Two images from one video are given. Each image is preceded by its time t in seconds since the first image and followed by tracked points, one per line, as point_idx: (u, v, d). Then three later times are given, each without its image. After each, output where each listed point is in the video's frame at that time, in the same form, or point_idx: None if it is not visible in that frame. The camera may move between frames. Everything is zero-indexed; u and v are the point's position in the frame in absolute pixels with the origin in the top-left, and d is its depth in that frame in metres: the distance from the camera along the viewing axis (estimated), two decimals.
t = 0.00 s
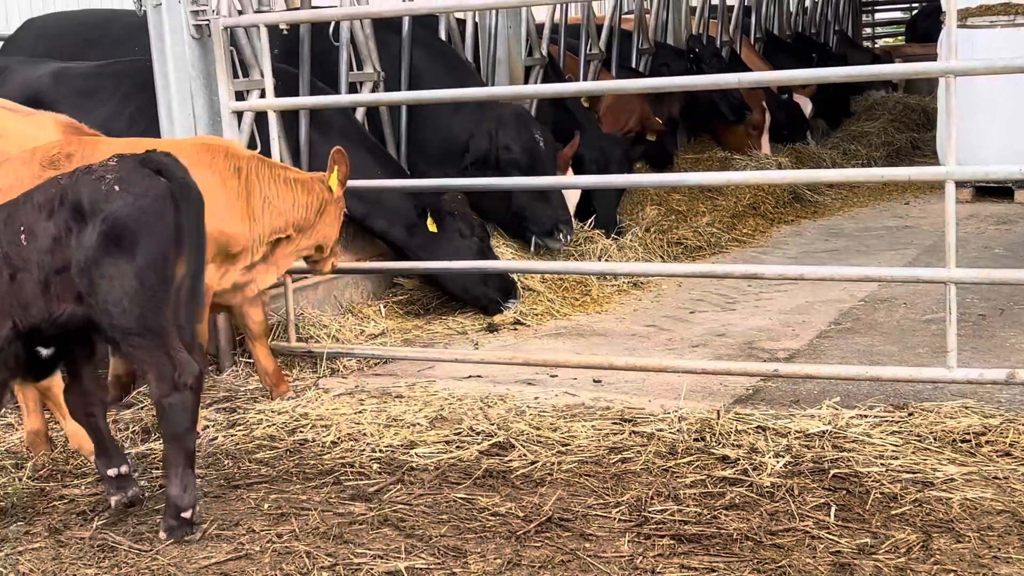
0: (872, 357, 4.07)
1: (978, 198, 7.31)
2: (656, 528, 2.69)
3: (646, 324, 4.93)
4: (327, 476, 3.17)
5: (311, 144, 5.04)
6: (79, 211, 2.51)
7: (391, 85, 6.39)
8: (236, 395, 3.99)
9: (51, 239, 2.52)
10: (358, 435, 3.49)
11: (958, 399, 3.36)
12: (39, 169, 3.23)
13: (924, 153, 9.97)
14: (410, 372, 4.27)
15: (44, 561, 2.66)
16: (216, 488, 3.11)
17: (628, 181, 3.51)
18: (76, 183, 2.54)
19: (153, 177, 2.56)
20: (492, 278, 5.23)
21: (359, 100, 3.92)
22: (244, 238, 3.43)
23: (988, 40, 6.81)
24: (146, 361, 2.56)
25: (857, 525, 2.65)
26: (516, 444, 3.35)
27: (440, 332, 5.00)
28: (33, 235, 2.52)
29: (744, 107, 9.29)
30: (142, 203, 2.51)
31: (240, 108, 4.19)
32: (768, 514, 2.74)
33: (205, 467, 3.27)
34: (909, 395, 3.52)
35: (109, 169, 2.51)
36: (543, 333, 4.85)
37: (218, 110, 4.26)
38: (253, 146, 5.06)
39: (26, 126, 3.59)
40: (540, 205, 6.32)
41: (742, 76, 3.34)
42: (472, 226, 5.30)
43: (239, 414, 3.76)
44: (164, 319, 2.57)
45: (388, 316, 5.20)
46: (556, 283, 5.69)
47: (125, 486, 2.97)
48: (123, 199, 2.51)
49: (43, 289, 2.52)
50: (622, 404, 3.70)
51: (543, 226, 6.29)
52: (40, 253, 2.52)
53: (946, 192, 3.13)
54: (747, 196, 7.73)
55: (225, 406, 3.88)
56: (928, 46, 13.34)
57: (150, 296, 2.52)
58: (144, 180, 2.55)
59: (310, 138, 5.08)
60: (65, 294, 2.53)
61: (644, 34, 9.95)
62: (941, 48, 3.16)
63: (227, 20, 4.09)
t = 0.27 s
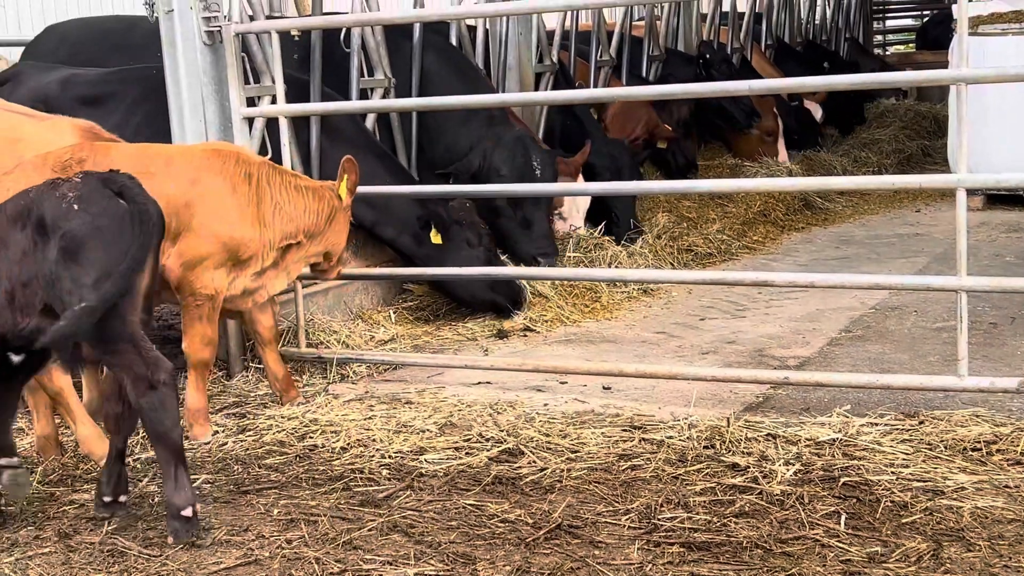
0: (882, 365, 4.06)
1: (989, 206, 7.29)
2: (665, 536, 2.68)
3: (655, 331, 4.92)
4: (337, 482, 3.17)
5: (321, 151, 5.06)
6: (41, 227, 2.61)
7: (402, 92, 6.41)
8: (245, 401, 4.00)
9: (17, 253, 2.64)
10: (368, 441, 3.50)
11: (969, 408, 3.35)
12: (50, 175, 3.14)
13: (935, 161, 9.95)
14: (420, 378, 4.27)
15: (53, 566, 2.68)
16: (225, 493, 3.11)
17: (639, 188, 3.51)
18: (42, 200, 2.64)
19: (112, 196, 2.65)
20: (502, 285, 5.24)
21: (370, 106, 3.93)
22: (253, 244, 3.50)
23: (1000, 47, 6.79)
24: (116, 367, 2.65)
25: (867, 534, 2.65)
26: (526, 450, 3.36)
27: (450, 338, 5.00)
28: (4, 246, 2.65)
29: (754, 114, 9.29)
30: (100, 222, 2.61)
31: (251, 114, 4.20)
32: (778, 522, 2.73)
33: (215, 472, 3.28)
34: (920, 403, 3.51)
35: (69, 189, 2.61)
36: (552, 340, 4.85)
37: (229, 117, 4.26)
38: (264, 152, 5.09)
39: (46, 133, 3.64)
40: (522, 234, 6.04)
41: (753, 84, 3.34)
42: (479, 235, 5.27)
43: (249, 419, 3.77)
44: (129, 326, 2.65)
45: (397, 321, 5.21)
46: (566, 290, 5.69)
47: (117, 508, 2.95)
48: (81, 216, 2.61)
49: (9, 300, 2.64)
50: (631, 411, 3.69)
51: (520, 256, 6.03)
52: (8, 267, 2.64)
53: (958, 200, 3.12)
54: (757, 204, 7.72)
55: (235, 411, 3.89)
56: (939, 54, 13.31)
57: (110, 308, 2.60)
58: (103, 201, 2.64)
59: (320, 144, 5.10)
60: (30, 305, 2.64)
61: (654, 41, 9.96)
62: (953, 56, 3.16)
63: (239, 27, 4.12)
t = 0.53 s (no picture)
0: (888, 372, 4.05)
1: (996, 213, 7.28)
2: (670, 542, 2.68)
3: (661, 337, 4.92)
4: (342, 487, 3.18)
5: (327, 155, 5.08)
6: None
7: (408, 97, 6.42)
8: (251, 405, 4.00)
9: None
10: (373, 446, 3.50)
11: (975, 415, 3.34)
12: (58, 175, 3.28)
13: (942, 168, 9.93)
14: (425, 383, 4.28)
15: (58, 569, 2.69)
16: (230, 497, 3.12)
17: (645, 195, 3.52)
18: None
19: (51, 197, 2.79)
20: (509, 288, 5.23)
21: (377, 111, 3.94)
22: (262, 248, 3.52)
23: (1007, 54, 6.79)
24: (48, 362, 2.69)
25: (874, 541, 2.64)
26: (531, 456, 3.35)
27: (456, 343, 5.01)
28: None
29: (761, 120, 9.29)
30: (36, 221, 2.73)
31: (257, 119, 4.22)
32: (783, 529, 2.73)
33: (220, 477, 3.28)
34: (926, 411, 3.50)
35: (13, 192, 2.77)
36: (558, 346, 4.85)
37: (236, 121, 4.27)
38: (270, 157, 5.10)
39: (55, 139, 3.65)
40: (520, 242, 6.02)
41: (760, 90, 3.34)
42: (487, 237, 5.24)
43: (254, 424, 3.77)
44: (66, 322, 2.71)
45: (403, 326, 5.21)
46: (571, 295, 5.69)
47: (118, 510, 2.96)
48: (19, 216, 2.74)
49: None
50: (636, 417, 3.69)
51: (516, 263, 6.02)
52: None
53: (965, 207, 3.11)
54: (764, 210, 7.72)
55: (241, 415, 3.89)
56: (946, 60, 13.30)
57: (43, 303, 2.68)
58: (44, 202, 2.78)
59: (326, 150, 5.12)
60: None
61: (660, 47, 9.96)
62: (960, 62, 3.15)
63: (245, 31, 4.13)
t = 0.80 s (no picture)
0: (892, 376, 4.05)
1: (1000, 218, 7.27)
2: (673, 546, 2.68)
3: (664, 341, 4.92)
4: (345, 490, 3.18)
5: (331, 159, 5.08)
6: None
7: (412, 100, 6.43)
8: (254, 408, 4.00)
9: None
10: (377, 450, 3.50)
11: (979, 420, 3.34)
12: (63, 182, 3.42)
13: (946, 172, 9.93)
14: (428, 386, 4.28)
15: (61, 572, 2.69)
16: (233, 501, 3.12)
17: (648, 199, 3.52)
18: None
19: None
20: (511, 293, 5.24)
21: (381, 115, 3.95)
22: (266, 250, 3.50)
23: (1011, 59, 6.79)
24: None
25: (878, 546, 2.64)
26: (534, 460, 3.36)
27: (459, 347, 5.01)
28: None
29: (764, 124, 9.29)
30: None
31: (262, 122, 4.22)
32: (786, 534, 2.73)
33: (224, 480, 3.29)
34: (930, 416, 3.50)
35: None
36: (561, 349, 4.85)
37: (240, 124, 4.28)
38: (274, 160, 5.11)
39: (61, 143, 3.68)
40: (530, 254, 6.02)
41: (764, 94, 3.34)
42: (489, 244, 5.23)
43: (258, 427, 3.77)
44: None
45: (406, 330, 5.22)
46: (575, 299, 5.69)
47: (116, 510, 2.95)
48: None
49: None
50: (640, 421, 3.69)
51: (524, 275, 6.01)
52: None
53: (969, 212, 3.11)
54: (767, 214, 7.71)
55: (244, 418, 3.89)
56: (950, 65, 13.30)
57: None
58: None
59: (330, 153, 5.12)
60: None
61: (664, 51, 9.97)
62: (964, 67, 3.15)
63: (251, 35, 4.15)
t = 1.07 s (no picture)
0: (894, 379, 4.04)
1: (1003, 221, 7.27)
2: (675, 549, 2.69)
3: (667, 344, 4.92)
4: (347, 493, 3.18)
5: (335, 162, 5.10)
6: None
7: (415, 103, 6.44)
8: (256, 410, 4.00)
9: None
10: (379, 452, 3.51)
11: (982, 423, 3.34)
12: (68, 182, 3.39)
13: (949, 176, 9.93)
14: (431, 389, 4.28)
15: (64, 574, 2.70)
16: (236, 503, 3.12)
17: (651, 201, 3.52)
18: None
19: None
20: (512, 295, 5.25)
21: (383, 117, 3.95)
22: (270, 252, 3.51)
23: (1015, 62, 6.78)
24: None
25: (880, 549, 2.64)
26: (537, 462, 3.36)
27: (462, 349, 5.01)
28: None
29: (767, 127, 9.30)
30: None
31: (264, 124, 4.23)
32: (787, 537, 2.73)
33: (226, 482, 3.29)
34: (933, 419, 3.49)
35: None
36: (564, 352, 4.86)
37: (243, 127, 4.28)
38: (278, 163, 5.12)
39: (64, 144, 3.69)
40: (538, 255, 6.04)
41: (766, 97, 3.34)
42: (494, 243, 5.23)
43: (260, 429, 3.78)
44: None
45: (409, 332, 5.22)
46: (578, 302, 5.69)
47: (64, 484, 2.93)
48: None
49: None
50: (642, 424, 3.69)
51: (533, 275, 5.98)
52: None
53: (972, 215, 3.11)
54: (770, 217, 7.71)
55: (246, 420, 3.90)
56: (953, 69, 13.30)
57: None
58: None
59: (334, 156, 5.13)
60: None
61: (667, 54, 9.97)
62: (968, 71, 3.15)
63: (254, 37, 4.16)
